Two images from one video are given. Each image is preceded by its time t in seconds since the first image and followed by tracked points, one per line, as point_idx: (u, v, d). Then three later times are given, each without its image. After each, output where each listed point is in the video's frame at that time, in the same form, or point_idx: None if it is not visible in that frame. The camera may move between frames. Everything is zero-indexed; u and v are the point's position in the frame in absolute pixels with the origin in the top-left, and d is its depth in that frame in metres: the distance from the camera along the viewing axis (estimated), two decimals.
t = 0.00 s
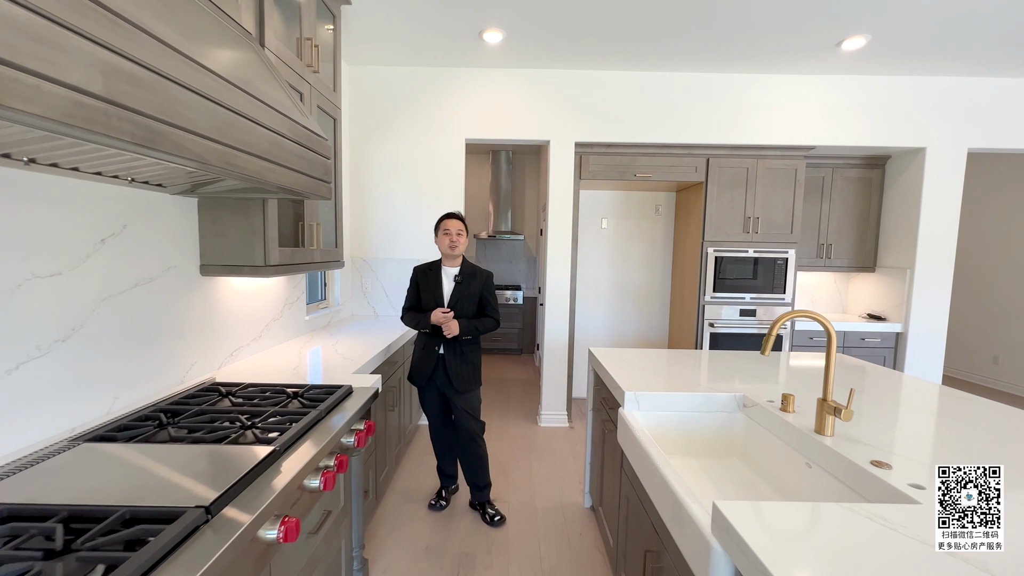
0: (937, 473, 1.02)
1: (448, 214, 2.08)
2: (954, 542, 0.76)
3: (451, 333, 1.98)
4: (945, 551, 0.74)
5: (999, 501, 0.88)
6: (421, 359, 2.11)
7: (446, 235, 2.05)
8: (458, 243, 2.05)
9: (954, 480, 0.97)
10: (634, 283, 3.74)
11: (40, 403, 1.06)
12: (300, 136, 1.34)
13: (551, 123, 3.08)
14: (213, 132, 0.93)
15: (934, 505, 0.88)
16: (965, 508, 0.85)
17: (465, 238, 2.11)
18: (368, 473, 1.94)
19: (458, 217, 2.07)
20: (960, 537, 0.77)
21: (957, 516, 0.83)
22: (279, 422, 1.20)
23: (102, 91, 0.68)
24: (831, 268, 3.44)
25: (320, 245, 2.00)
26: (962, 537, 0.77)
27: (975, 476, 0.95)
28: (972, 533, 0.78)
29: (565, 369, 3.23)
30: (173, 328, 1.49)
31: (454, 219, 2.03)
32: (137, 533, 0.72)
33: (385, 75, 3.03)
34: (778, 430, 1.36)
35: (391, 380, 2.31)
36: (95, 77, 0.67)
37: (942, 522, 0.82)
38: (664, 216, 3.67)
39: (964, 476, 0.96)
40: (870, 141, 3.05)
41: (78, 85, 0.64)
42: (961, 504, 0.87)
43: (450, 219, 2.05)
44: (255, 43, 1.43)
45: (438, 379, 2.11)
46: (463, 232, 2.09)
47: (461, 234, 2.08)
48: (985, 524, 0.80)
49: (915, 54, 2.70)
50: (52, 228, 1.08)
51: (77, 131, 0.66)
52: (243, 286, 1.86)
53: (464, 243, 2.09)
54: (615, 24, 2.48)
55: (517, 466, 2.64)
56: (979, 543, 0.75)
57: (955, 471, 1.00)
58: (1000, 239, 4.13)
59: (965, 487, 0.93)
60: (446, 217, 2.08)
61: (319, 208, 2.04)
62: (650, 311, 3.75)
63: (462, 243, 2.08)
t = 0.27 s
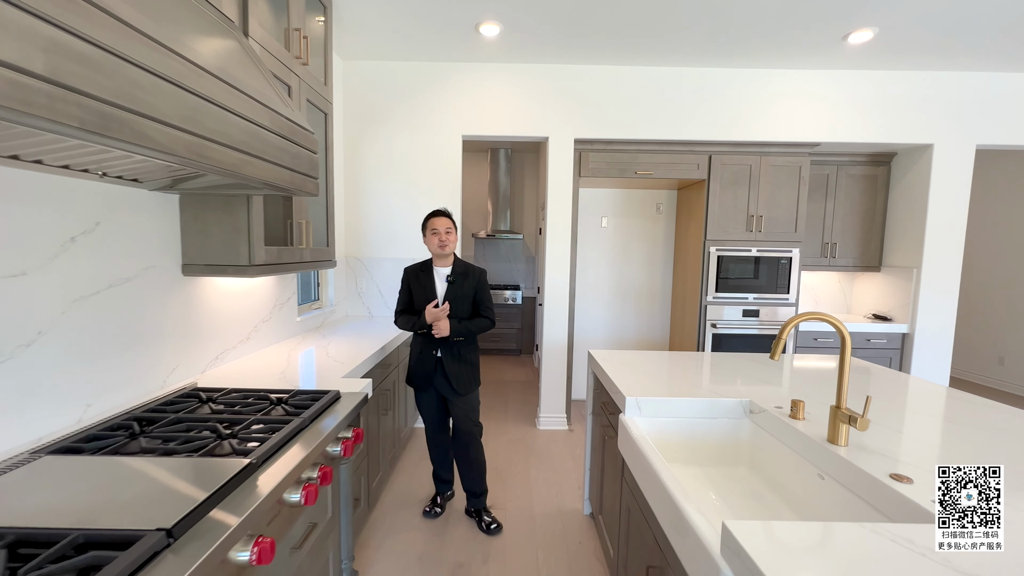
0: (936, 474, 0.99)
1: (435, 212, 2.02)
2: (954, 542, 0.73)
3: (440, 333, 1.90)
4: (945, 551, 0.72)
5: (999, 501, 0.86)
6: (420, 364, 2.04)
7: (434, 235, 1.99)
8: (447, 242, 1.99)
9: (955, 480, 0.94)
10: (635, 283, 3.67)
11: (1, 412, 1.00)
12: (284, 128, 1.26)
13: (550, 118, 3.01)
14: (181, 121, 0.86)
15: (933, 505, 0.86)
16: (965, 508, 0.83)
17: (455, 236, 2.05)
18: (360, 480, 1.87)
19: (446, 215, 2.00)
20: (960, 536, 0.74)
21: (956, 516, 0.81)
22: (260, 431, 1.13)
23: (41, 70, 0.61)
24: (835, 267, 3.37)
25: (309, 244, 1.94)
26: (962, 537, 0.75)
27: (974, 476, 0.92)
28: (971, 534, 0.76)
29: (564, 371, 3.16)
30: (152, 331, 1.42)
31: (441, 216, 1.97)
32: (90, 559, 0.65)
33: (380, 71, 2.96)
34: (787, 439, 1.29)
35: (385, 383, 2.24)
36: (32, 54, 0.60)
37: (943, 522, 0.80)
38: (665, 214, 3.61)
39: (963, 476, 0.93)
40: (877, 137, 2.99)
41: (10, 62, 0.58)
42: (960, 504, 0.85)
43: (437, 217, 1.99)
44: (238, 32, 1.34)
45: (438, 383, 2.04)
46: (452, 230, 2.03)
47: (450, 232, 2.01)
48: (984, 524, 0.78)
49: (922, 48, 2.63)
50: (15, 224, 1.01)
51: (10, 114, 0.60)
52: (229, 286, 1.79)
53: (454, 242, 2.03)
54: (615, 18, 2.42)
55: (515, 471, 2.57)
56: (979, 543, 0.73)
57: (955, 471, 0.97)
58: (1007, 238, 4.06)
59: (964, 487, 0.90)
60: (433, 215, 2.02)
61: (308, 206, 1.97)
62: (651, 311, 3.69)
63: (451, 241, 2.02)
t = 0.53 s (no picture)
0: (937, 475, 0.93)
1: (424, 210, 1.96)
2: (954, 542, 0.74)
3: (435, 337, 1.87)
4: (946, 551, 0.72)
5: (999, 501, 0.83)
6: (413, 367, 1.98)
7: (423, 232, 1.94)
8: (436, 240, 1.92)
9: (956, 480, 0.88)
10: (635, 283, 3.61)
11: None
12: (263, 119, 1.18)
13: (548, 114, 2.94)
14: (143, 107, 0.78)
15: (934, 506, 0.84)
16: (966, 508, 0.81)
17: (445, 234, 1.98)
18: (350, 487, 1.80)
19: (435, 214, 1.95)
20: (960, 536, 0.75)
21: (957, 516, 0.80)
22: (237, 440, 1.07)
23: None
24: (839, 266, 3.31)
25: (298, 242, 1.87)
26: (962, 538, 0.75)
27: (975, 475, 0.86)
28: (972, 533, 0.75)
29: (562, 373, 3.09)
30: (127, 334, 1.35)
31: (429, 214, 1.91)
32: None
33: (374, 66, 2.89)
34: (795, 448, 1.22)
35: (377, 386, 2.17)
36: None
37: (942, 521, 0.79)
38: (665, 213, 3.54)
39: (963, 476, 0.87)
40: (882, 134, 2.92)
41: None
42: (961, 504, 0.83)
43: (426, 216, 1.93)
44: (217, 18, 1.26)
45: (432, 387, 1.96)
46: (442, 229, 1.97)
47: (440, 230, 1.95)
48: (985, 524, 0.77)
49: (929, 43, 2.57)
50: None
51: None
52: (213, 286, 1.72)
53: (443, 240, 1.96)
54: (614, 11, 2.35)
55: (512, 476, 2.50)
56: (979, 543, 0.73)
57: (954, 471, 0.90)
58: (1012, 237, 4.00)
59: (965, 487, 0.85)
60: (422, 215, 1.96)
61: (296, 204, 1.91)
62: (651, 311, 3.62)
63: (440, 240, 1.95)
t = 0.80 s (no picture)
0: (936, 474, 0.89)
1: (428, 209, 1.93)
2: (954, 542, 0.75)
3: (426, 339, 1.80)
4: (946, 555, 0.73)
5: (999, 502, 0.81)
6: (400, 368, 1.94)
7: (423, 232, 1.90)
8: (434, 242, 1.89)
9: (955, 481, 0.85)
10: (634, 283, 3.56)
11: None
12: (246, 113, 1.12)
13: (546, 112, 2.89)
14: (109, 98, 0.73)
15: (934, 507, 0.84)
16: (965, 508, 0.80)
17: (445, 236, 1.94)
18: (342, 493, 1.76)
19: (437, 213, 1.90)
20: (959, 536, 0.75)
21: (956, 516, 0.79)
22: (217, 449, 1.02)
23: None
24: (841, 266, 3.26)
25: (288, 242, 1.82)
26: (962, 538, 0.75)
27: (975, 475, 0.83)
28: (971, 534, 0.75)
29: (560, 374, 3.05)
30: (107, 338, 1.30)
31: (432, 216, 1.88)
32: None
33: (369, 62, 2.84)
34: (801, 455, 1.17)
35: (371, 390, 2.12)
36: None
37: (942, 521, 0.79)
38: (665, 212, 3.50)
39: (962, 476, 0.84)
40: (885, 132, 2.88)
41: None
42: (961, 504, 0.81)
43: (428, 216, 1.90)
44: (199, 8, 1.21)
45: (419, 389, 1.93)
46: (442, 230, 1.93)
47: (440, 232, 1.92)
48: (985, 523, 0.77)
49: (934, 38, 2.52)
50: None
51: None
52: (200, 287, 1.67)
53: (441, 242, 1.93)
54: (614, 6, 2.30)
55: (509, 480, 2.46)
56: (979, 543, 0.73)
57: (953, 471, 0.86)
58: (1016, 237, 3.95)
59: (965, 487, 0.83)
60: (424, 214, 1.93)
61: (287, 202, 1.85)
62: (650, 312, 3.58)
63: (439, 242, 1.92)
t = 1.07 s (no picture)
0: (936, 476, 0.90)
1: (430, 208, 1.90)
2: (954, 542, 0.73)
3: (420, 342, 1.75)
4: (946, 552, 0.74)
5: (1000, 502, 0.80)
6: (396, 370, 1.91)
7: (420, 231, 1.87)
8: (429, 241, 1.85)
9: (956, 481, 0.84)
10: (635, 282, 3.53)
11: None
12: (234, 106, 1.08)
13: (546, 109, 2.86)
14: (86, 87, 0.70)
15: (934, 506, 0.83)
16: (965, 508, 0.78)
17: (442, 236, 1.90)
18: (339, 498, 1.73)
19: (437, 213, 1.87)
20: (959, 536, 0.73)
21: (956, 516, 0.77)
22: (206, 456, 0.98)
23: None
24: (844, 265, 3.23)
25: (283, 240, 1.77)
26: (962, 537, 0.72)
27: (975, 476, 0.82)
28: (971, 533, 0.72)
29: (560, 375, 3.01)
30: (94, 339, 1.26)
31: (432, 216, 1.85)
32: None
33: (366, 59, 2.80)
34: (810, 459, 1.14)
35: (369, 391, 2.08)
36: None
37: (942, 521, 0.77)
38: (666, 211, 3.46)
39: (962, 476, 0.84)
40: (889, 129, 2.84)
41: None
42: (961, 504, 0.80)
43: (428, 215, 1.87)
44: None
45: (415, 391, 1.91)
46: (439, 230, 1.88)
47: (437, 231, 1.87)
48: (985, 524, 0.74)
49: (939, 35, 2.49)
50: None
51: None
52: (192, 287, 1.63)
53: (438, 242, 1.88)
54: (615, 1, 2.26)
55: (508, 483, 2.42)
56: (978, 543, 0.70)
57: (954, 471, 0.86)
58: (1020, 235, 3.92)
59: (965, 487, 0.83)
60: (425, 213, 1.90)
61: (282, 200, 1.81)
62: (651, 311, 3.54)
63: (435, 241, 1.88)
